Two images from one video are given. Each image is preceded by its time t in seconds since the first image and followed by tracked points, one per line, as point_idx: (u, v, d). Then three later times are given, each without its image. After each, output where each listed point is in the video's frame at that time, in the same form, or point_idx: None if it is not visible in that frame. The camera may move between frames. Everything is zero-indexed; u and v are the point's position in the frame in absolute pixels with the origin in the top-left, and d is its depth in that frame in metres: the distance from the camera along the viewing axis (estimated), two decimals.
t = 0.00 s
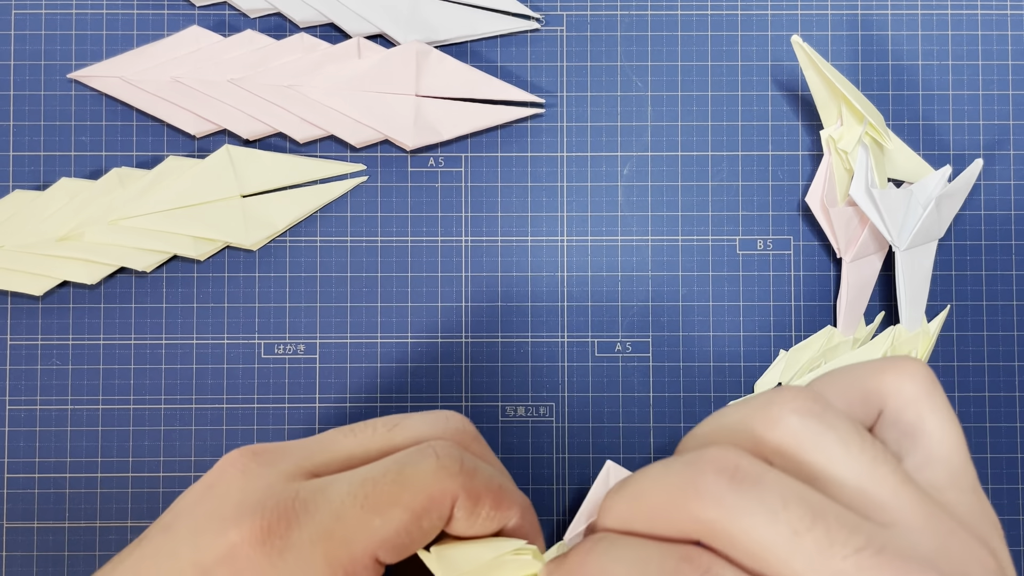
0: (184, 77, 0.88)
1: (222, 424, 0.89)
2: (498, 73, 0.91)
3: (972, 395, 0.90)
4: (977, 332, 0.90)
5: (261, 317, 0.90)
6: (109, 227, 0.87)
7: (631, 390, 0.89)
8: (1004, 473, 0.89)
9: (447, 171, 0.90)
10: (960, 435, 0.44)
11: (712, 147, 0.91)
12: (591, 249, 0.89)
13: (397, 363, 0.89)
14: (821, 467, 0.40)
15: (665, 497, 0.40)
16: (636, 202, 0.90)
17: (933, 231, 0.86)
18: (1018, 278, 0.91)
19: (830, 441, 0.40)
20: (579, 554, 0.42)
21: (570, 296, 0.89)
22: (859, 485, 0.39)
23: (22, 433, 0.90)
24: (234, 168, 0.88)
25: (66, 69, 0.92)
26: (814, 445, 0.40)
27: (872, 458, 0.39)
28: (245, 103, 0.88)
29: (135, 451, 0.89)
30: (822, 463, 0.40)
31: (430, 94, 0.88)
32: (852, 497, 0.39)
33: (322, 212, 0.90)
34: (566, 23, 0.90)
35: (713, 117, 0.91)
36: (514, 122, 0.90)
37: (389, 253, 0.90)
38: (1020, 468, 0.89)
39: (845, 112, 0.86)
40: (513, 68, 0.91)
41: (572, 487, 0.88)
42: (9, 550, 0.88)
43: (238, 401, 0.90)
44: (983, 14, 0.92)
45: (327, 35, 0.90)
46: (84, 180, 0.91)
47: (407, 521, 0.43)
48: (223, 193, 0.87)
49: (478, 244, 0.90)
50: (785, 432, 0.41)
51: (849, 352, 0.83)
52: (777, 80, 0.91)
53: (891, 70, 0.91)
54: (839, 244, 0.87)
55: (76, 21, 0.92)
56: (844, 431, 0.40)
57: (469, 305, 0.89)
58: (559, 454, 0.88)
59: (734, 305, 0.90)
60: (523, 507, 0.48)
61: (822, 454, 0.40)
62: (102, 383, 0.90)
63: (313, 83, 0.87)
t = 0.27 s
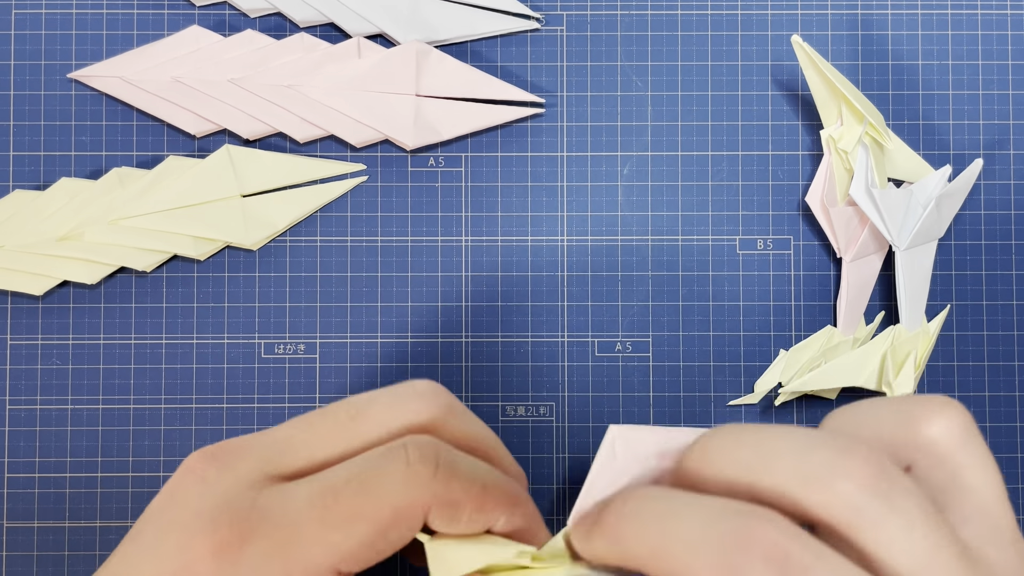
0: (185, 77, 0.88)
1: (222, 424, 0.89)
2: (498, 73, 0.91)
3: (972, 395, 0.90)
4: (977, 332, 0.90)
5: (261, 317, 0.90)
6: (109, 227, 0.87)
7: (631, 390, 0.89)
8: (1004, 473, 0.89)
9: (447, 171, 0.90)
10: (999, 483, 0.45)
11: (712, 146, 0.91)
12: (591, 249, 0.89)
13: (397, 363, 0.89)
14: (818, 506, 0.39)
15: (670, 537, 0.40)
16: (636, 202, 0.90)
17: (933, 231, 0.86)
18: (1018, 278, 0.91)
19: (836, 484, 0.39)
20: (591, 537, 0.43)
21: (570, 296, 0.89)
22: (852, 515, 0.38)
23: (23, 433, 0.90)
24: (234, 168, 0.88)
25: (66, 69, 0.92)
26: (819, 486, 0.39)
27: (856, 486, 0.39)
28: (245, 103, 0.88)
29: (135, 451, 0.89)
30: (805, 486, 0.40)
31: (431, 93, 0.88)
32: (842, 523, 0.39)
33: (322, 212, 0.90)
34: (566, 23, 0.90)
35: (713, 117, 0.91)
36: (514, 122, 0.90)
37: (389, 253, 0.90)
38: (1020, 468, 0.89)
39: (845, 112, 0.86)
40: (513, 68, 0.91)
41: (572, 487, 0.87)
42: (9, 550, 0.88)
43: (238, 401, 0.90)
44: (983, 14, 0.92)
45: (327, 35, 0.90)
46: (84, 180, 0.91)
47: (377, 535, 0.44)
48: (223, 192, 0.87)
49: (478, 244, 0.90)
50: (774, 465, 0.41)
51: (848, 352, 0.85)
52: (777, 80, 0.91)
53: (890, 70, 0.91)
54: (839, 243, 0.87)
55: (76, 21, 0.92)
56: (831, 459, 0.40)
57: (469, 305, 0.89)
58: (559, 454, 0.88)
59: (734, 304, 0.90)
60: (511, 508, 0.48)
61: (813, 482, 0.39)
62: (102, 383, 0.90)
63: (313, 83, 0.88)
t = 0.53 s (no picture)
0: (185, 77, 0.88)
1: (222, 424, 0.89)
2: (497, 73, 0.91)
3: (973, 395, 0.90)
4: (977, 332, 0.90)
5: (261, 317, 0.90)
6: (109, 227, 0.87)
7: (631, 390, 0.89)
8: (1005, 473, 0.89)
9: (447, 170, 0.90)
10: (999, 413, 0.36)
11: (712, 147, 0.91)
12: (591, 249, 0.89)
13: (398, 363, 0.89)
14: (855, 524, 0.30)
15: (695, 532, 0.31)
16: (636, 202, 0.90)
17: (933, 231, 0.86)
18: (1018, 278, 0.91)
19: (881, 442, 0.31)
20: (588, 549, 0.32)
21: (570, 296, 0.89)
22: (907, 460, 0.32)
23: (22, 433, 0.90)
24: (234, 168, 0.88)
25: (66, 69, 0.92)
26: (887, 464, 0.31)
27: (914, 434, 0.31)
28: (245, 104, 0.88)
29: (135, 451, 0.89)
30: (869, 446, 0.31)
31: (430, 93, 0.88)
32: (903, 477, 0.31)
33: (322, 212, 0.90)
34: (566, 23, 0.90)
35: (713, 117, 0.91)
36: (514, 122, 0.90)
37: (389, 253, 0.90)
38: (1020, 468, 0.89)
39: (845, 112, 0.86)
40: (513, 68, 0.91)
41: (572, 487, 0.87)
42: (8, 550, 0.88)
43: (238, 401, 0.90)
44: (983, 14, 0.92)
45: (327, 35, 0.90)
46: (84, 180, 0.91)
47: None
48: (223, 192, 0.87)
49: (478, 244, 0.90)
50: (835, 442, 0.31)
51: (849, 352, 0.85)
52: (776, 80, 0.91)
53: (890, 70, 0.91)
54: (839, 243, 0.87)
55: (76, 20, 0.92)
56: (900, 413, 0.31)
57: (469, 305, 0.89)
58: (559, 454, 0.88)
59: (734, 305, 0.90)
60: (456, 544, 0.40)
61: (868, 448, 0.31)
62: (102, 383, 0.90)
63: (313, 83, 0.88)
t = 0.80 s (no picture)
0: (185, 77, 0.88)
1: (222, 424, 0.89)
2: (497, 73, 0.91)
3: (972, 395, 0.90)
4: (977, 332, 0.90)
5: (261, 317, 0.90)
6: (109, 227, 0.87)
7: (631, 391, 0.89)
8: (1004, 473, 0.89)
9: (447, 171, 0.90)
10: None
11: (712, 146, 0.91)
12: (591, 249, 0.89)
13: (397, 363, 0.89)
14: None
15: None
16: (636, 202, 0.90)
17: (933, 231, 0.86)
18: (1018, 278, 0.91)
19: None
20: None
21: (570, 296, 0.89)
22: None
23: (22, 433, 0.90)
24: (234, 168, 0.88)
25: (66, 69, 0.92)
26: None
27: None
28: (245, 103, 0.88)
29: (135, 451, 0.89)
30: None
31: (430, 93, 0.88)
32: None
33: (322, 212, 0.90)
34: (566, 23, 0.90)
35: (713, 117, 0.91)
36: (514, 122, 0.90)
37: (389, 253, 0.90)
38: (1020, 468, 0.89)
39: (845, 112, 0.86)
40: (513, 68, 0.91)
41: (572, 487, 0.88)
42: (9, 550, 0.88)
43: (238, 401, 0.90)
44: (983, 14, 0.92)
45: (327, 35, 0.90)
46: (84, 180, 0.91)
47: None
48: (223, 193, 0.87)
49: (478, 244, 0.90)
50: None
51: (848, 352, 0.85)
52: (776, 80, 0.91)
53: (891, 70, 0.91)
54: (839, 243, 0.87)
55: (76, 20, 0.92)
56: None
57: (469, 305, 0.89)
58: (559, 454, 0.88)
59: (734, 305, 0.90)
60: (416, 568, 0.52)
61: None
62: (102, 384, 0.90)
63: (313, 83, 0.87)
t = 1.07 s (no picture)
0: (184, 77, 0.88)
1: (222, 424, 0.89)
2: (497, 73, 0.91)
3: (972, 395, 0.90)
4: (977, 332, 0.90)
5: (261, 317, 0.90)
6: (109, 227, 0.87)
7: (631, 390, 0.89)
8: (1005, 473, 0.89)
9: (447, 171, 0.90)
10: None
11: (712, 146, 0.91)
12: (591, 249, 0.89)
13: (398, 363, 0.89)
14: None
15: None
16: (636, 202, 0.90)
17: (932, 231, 0.86)
18: (1018, 278, 0.91)
19: None
20: None
21: (570, 296, 0.89)
22: None
23: (22, 433, 0.90)
24: (234, 168, 0.88)
25: (66, 69, 0.92)
26: None
27: None
28: (245, 103, 0.88)
29: (135, 452, 0.89)
30: None
31: (430, 93, 0.88)
32: None
33: (322, 212, 0.90)
34: (565, 23, 0.90)
35: (713, 117, 0.91)
36: (514, 122, 0.90)
37: (389, 253, 0.90)
38: (1020, 468, 0.89)
39: (845, 112, 0.86)
40: (513, 68, 0.91)
41: (572, 487, 0.88)
42: (9, 550, 0.88)
43: (238, 401, 0.90)
44: (983, 15, 0.92)
45: (327, 35, 0.91)
46: (84, 180, 0.91)
47: None
48: (223, 193, 0.87)
49: (478, 244, 0.90)
50: None
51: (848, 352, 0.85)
52: (777, 80, 0.91)
53: (891, 70, 0.91)
54: (839, 243, 0.87)
55: (76, 20, 0.92)
56: None
57: (469, 305, 0.89)
58: (559, 454, 0.88)
59: (734, 305, 0.90)
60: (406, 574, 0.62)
61: None
62: (102, 384, 0.90)
63: (313, 83, 0.88)
